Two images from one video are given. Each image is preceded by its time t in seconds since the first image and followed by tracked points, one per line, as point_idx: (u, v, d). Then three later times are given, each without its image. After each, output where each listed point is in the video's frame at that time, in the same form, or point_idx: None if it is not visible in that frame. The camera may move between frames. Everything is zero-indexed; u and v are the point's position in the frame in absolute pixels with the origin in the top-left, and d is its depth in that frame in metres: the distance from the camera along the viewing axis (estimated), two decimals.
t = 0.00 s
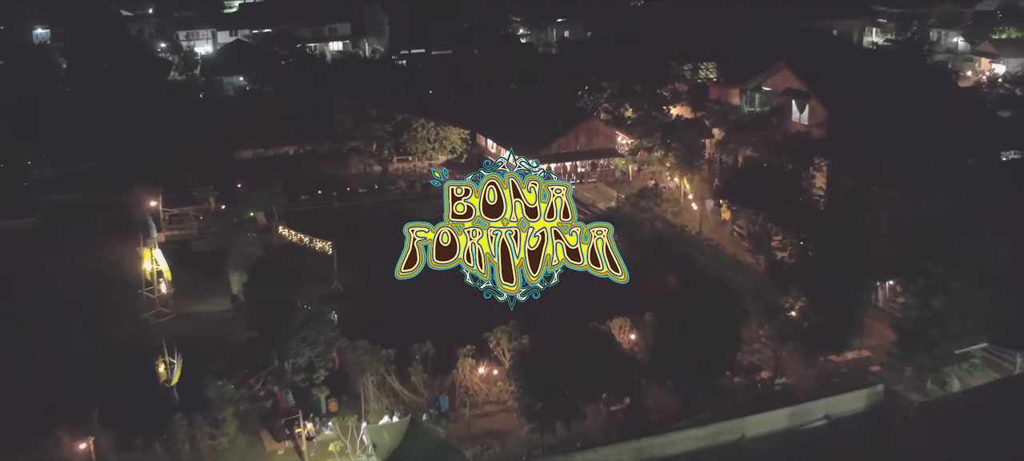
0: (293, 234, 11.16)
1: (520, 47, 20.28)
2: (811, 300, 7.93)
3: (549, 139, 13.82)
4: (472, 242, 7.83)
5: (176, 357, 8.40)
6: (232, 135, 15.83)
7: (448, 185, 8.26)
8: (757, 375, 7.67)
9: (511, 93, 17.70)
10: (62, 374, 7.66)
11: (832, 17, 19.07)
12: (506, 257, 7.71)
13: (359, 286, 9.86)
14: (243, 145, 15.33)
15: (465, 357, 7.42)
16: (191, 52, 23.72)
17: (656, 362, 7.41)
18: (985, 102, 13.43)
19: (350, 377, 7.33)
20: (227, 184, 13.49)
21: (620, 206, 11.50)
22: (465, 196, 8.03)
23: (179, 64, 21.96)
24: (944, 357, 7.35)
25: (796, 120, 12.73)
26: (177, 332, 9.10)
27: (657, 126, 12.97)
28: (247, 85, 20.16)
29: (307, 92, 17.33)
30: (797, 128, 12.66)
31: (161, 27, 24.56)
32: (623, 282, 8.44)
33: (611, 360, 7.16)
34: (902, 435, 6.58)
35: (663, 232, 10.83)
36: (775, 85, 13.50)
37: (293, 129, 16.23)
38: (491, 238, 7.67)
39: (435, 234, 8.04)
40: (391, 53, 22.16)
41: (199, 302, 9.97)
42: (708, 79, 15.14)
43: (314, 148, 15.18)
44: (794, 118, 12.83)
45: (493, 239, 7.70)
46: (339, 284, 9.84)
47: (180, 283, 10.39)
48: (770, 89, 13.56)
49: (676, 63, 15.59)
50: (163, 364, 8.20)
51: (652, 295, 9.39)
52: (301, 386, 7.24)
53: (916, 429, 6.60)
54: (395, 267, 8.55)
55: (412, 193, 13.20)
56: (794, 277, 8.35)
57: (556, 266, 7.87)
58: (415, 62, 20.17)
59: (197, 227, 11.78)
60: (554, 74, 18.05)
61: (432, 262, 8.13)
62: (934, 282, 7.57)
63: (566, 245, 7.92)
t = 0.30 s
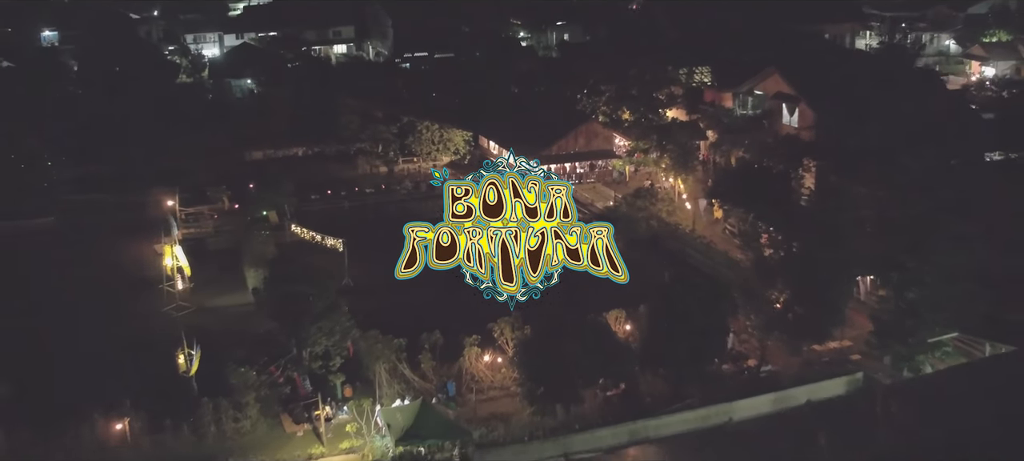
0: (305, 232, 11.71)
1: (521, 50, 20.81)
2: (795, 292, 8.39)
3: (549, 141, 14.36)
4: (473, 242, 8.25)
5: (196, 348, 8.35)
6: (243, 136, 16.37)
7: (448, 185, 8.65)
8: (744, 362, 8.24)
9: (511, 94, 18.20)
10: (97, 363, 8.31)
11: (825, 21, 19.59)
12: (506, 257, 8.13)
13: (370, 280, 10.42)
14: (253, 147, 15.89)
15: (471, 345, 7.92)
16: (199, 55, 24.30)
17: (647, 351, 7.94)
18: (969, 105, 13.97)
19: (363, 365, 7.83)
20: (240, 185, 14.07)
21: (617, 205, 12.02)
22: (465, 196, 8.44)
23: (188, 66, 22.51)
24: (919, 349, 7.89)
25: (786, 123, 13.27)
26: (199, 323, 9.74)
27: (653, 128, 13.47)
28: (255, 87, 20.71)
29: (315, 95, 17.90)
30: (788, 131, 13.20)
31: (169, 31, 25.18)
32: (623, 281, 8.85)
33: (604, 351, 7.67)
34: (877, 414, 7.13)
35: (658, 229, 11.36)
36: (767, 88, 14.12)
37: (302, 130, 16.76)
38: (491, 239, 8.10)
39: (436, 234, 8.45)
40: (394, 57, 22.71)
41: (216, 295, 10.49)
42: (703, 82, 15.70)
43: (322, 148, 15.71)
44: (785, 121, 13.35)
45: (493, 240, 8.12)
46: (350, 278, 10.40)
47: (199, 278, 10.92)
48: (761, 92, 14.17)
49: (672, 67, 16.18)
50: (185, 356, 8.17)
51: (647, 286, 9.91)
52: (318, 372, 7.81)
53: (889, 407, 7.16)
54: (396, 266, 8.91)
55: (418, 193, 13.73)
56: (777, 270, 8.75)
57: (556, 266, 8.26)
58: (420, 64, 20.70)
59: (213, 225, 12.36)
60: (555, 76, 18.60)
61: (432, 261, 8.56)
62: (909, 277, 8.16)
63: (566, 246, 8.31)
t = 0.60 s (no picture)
0: (316, 230, 12.23)
1: (522, 53, 21.35)
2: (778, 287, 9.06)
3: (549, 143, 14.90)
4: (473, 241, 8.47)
5: (212, 341, 9.13)
6: (253, 136, 16.86)
7: (449, 186, 8.88)
8: (733, 352, 8.74)
9: (512, 96, 18.72)
10: (126, 354, 8.85)
11: (817, 26, 20.14)
12: (506, 257, 8.39)
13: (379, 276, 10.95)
14: (262, 149, 16.49)
15: (477, 335, 8.43)
16: (206, 57, 24.82)
17: (642, 342, 8.59)
18: (955, 105, 14.48)
19: (375, 355, 8.34)
20: (251, 185, 14.58)
21: (615, 205, 12.52)
22: (465, 196, 8.66)
23: (195, 68, 23.01)
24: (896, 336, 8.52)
25: (778, 125, 13.92)
26: (216, 315, 10.21)
27: (649, 130, 13.96)
28: (262, 90, 21.21)
29: (322, 98, 18.45)
30: (778, 133, 13.79)
31: (175, 34, 25.70)
32: (623, 281, 9.16)
33: (606, 338, 8.58)
34: (861, 395, 7.59)
35: (654, 226, 11.85)
36: (759, 92, 14.75)
37: (309, 132, 17.27)
38: (491, 238, 8.34)
39: (436, 234, 8.66)
40: (397, 59, 23.22)
41: (235, 290, 10.92)
42: (697, 86, 16.27)
43: (330, 150, 16.26)
44: (776, 123, 14.01)
45: (496, 240, 8.36)
46: (360, 275, 10.94)
47: (215, 274, 11.41)
48: (754, 96, 14.78)
49: (667, 72, 16.76)
50: (201, 348, 8.93)
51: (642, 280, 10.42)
52: (333, 360, 8.35)
53: (873, 387, 7.61)
54: (396, 266, 9.07)
55: (423, 193, 14.23)
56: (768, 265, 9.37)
57: (557, 265, 8.54)
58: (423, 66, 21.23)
59: (226, 224, 12.84)
60: (554, 79, 19.14)
61: (432, 262, 8.77)
62: (885, 269, 8.82)
63: (566, 246, 8.57)
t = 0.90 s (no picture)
0: (326, 228, 12.83)
1: (522, 56, 21.92)
2: (763, 280, 9.69)
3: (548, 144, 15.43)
4: (473, 242, 8.85)
5: (227, 333, 9.37)
6: (262, 137, 17.43)
7: (449, 186, 9.38)
8: (722, 342, 9.27)
9: (513, 98, 19.23)
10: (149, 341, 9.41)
11: (809, 30, 20.66)
12: (506, 257, 8.73)
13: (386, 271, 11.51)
14: (271, 149, 17.20)
15: (479, 327, 9.02)
16: (212, 60, 25.35)
17: (636, 332, 9.10)
18: (941, 105, 14.98)
19: (385, 345, 8.91)
20: (261, 185, 15.16)
21: (611, 203, 13.04)
22: (466, 197, 9.12)
23: (203, 72, 23.48)
24: (872, 327, 9.21)
25: (769, 128, 14.42)
26: (233, 310, 10.84)
27: (645, 133, 14.55)
28: (268, 92, 21.74)
29: (328, 100, 19.02)
30: (769, 134, 14.31)
31: (182, 36, 25.97)
32: (623, 280, 9.57)
33: (601, 330, 8.96)
34: (842, 372, 8.04)
35: (649, 223, 12.38)
36: (751, 95, 15.30)
37: (316, 134, 17.87)
38: (491, 238, 8.68)
39: (436, 234, 9.04)
40: (400, 62, 23.76)
41: (250, 284, 11.43)
42: (692, 90, 16.88)
43: (337, 151, 16.86)
44: (767, 125, 14.51)
45: (496, 238, 8.72)
46: (368, 269, 11.48)
47: (230, 270, 11.99)
48: (746, 99, 15.34)
49: (663, 76, 17.36)
50: (217, 340, 9.15)
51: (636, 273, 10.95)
52: (345, 350, 8.95)
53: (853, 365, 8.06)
54: (396, 266, 9.53)
55: (426, 192, 14.75)
56: (752, 262, 10.00)
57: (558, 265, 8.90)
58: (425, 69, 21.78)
59: (239, 222, 13.38)
60: (554, 81, 19.68)
61: (432, 262, 9.18)
62: (865, 265, 9.63)
63: (566, 245, 8.91)
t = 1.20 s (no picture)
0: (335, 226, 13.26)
1: (522, 60, 22.49)
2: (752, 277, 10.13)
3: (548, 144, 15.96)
4: (472, 242, 9.26)
5: (239, 327, 9.98)
6: (271, 140, 18.00)
7: (450, 187, 9.91)
8: (711, 335, 9.82)
9: (514, 100, 19.76)
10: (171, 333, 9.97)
11: (803, 34, 21.22)
12: (506, 257, 9.12)
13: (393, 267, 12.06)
14: (278, 149, 17.63)
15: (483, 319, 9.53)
16: (218, 63, 25.91)
17: (630, 324, 9.62)
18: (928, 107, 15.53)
19: (394, 337, 9.42)
20: (271, 186, 15.72)
21: (608, 203, 13.57)
22: (466, 198, 9.67)
23: (210, 75, 24.01)
24: (854, 319, 9.92)
25: (760, 130, 14.95)
26: (247, 304, 11.35)
27: (641, 135, 15.11)
28: (275, 95, 22.28)
29: (333, 101, 19.56)
30: (761, 137, 14.83)
31: (189, 38, 26.51)
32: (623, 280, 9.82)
33: (598, 323, 9.44)
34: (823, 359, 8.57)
35: (644, 221, 12.93)
36: (745, 98, 15.72)
37: (322, 134, 18.38)
38: (491, 237, 9.06)
39: (436, 235, 9.49)
40: (403, 66, 24.31)
41: (261, 281, 12.08)
42: (686, 93, 17.52)
43: (343, 152, 17.40)
44: (759, 128, 15.03)
45: (496, 237, 9.12)
46: (376, 265, 12.02)
47: (244, 267, 12.55)
48: (739, 102, 15.85)
49: (659, 79, 17.95)
50: (230, 333, 9.79)
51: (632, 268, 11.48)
52: (356, 341, 9.43)
53: (833, 353, 8.59)
54: (396, 266, 9.75)
55: (430, 192, 15.29)
56: (741, 256, 10.49)
57: (558, 264, 9.37)
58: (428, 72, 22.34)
59: (250, 222, 13.96)
60: (554, 83, 20.23)
61: (432, 263, 9.64)
62: (848, 262, 10.31)
63: (566, 245, 9.37)
